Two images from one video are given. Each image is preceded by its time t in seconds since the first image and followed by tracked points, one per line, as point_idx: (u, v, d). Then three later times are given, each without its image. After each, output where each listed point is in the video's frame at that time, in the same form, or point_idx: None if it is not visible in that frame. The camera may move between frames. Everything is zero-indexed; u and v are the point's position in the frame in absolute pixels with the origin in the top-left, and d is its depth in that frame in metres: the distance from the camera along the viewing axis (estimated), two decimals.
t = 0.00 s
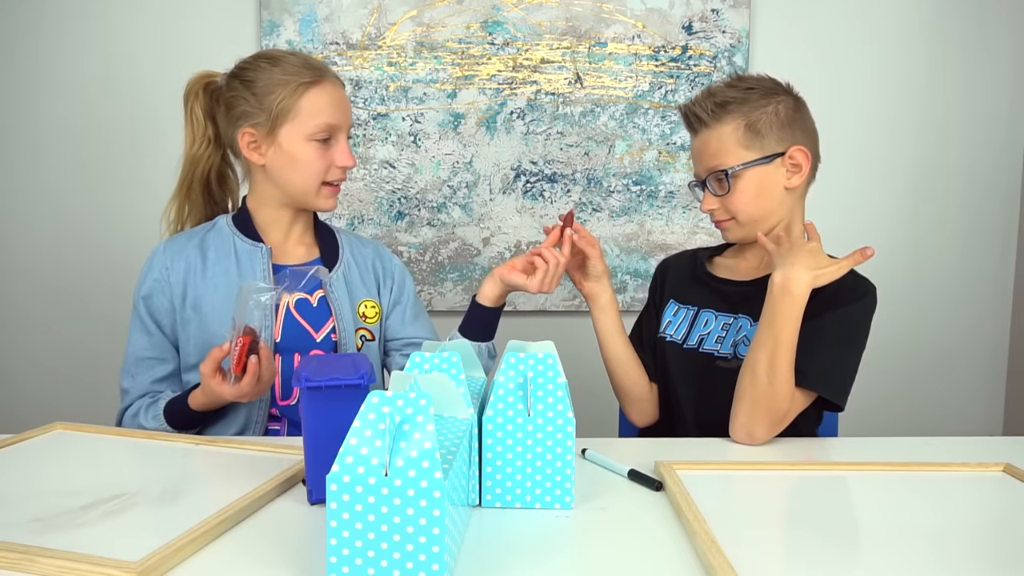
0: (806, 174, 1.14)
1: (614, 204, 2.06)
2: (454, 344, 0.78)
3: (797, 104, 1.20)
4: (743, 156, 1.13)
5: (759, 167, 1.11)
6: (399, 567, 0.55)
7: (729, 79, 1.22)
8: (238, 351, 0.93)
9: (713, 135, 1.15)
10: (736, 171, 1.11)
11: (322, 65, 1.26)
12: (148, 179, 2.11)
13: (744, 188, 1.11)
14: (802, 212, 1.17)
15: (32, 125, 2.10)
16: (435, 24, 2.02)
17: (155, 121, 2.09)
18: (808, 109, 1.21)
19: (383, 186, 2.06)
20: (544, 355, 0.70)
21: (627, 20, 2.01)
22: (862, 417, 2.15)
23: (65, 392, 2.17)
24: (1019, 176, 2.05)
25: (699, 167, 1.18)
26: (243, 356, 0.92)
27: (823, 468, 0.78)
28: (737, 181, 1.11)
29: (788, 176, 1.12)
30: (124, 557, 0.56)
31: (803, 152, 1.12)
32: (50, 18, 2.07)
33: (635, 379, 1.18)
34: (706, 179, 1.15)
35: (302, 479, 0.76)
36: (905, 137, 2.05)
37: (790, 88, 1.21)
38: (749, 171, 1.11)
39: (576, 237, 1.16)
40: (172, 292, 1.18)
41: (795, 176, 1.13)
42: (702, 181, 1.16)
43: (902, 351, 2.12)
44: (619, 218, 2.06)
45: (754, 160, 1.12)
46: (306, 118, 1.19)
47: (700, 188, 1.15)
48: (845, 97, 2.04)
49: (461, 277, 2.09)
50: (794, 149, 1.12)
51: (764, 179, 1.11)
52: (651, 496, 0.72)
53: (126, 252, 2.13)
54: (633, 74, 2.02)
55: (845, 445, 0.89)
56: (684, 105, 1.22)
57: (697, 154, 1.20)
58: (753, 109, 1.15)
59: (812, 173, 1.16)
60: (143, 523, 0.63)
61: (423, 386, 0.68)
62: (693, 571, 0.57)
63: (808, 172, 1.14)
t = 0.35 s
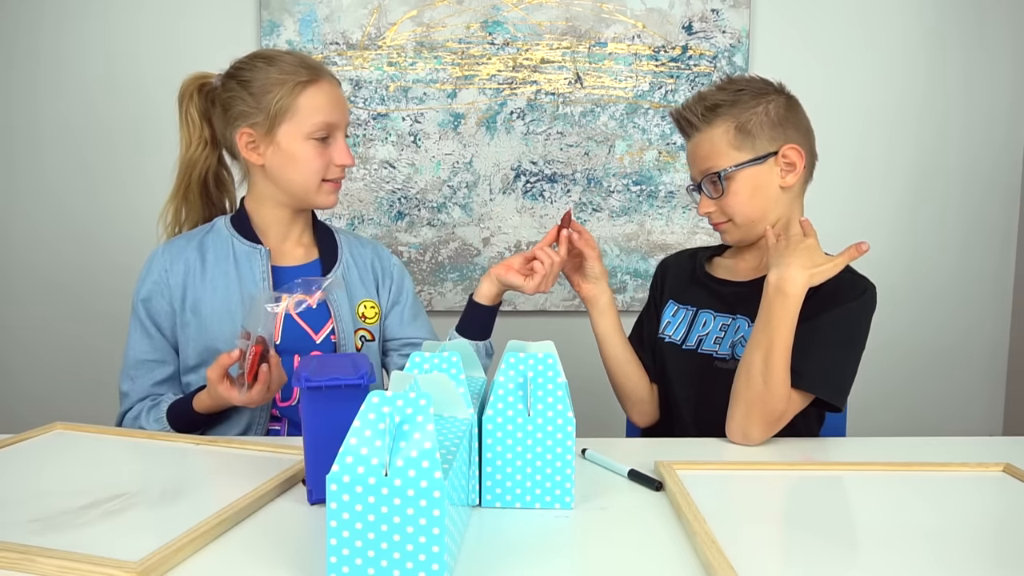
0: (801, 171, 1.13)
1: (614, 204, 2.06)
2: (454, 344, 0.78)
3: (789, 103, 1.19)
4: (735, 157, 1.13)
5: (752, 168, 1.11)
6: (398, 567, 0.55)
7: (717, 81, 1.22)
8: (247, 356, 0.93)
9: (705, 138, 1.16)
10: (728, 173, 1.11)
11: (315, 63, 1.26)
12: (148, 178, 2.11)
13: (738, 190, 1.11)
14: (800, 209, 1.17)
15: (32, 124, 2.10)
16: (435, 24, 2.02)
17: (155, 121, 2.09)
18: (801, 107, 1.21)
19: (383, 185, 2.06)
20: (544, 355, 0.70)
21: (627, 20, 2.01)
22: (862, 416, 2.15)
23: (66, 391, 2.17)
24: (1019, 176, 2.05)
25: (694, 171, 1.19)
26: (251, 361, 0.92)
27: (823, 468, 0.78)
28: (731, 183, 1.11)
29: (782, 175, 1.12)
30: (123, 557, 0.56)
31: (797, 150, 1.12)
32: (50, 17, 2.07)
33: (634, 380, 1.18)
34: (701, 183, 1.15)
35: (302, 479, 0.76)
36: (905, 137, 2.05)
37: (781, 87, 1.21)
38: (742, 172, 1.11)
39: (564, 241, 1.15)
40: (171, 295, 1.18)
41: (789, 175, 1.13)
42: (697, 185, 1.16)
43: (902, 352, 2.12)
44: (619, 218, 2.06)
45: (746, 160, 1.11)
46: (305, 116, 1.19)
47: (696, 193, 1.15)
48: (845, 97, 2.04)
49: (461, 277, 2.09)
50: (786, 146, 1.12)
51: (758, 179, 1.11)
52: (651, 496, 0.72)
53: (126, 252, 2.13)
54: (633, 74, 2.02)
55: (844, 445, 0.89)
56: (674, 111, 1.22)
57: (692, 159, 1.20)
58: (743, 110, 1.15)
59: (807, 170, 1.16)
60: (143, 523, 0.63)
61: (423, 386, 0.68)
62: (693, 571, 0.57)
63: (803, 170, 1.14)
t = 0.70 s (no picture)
0: (805, 171, 1.14)
1: (614, 204, 2.06)
2: (455, 344, 0.79)
3: (789, 103, 1.20)
4: (741, 160, 1.12)
5: (758, 170, 1.11)
6: (398, 567, 0.55)
7: (715, 83, 1.22)
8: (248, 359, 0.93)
9: (708, 142, 1.15)
10: (735, 176, 1.11)
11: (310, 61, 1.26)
12: (147, 178, 2.11)
13: (744, 192, 1.10)
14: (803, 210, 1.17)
15: (32, 125, 2.10)
16: (435, 24, 2.02)
17: (155, 121, 2.09)
18: (800, 106, 1.21)
19: (383, 186, 2.06)
20: (544, 355, 0.70)
21: (627, 20, 2.01)
22: (863, 416, 2.15)
23: (66, 392, 2.17)
24: (1019, 176, 2.05)
25: (697, 175, 1.18)
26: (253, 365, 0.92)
27: (823, 469, 0.78)
28: (737, 185, 1.11)
29: (787, 175, 1.13)
30: (122, 557, 0.56)
31: (801, 150, 1.13)
32: (50, 17, 2.07)
33: (625, 376, 1.19)
34: (707, 187, 1.14)
35: (301, 479, 0.76)
36: (905, 137, 2.05)
37: (780, 88, 1.21)
38: (748, 174, 1.10)
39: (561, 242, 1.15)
40: (171, 296, 1.18)
41: (794, 175, 1.13)
42: (702, 188, 1.16)
43: (902, 352, 2.12)
44: (619, 218, 2.06)
45: (752, 163, 1.11)
46: (299, 115, 1.19)
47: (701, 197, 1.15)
48: (845, 97, 2.04)
49: (461, 277, 2.09)
50: (790, 148, 1.13)
51: (764, 181, 1.11)
52: (651, 496, 0.72)
53: (126, 251, 2.13)
54: (633, 74, 2.02)
55: (844, 445, 0.89)
56: (676, 115, 1.21)
57: (694, 162, 1.20)
58: (745, 113, 1.15)
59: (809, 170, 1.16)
60: (143, 522, 0.63)
61: (423, 386, 0.68)
62: (693, 571, 0.57)
63: (806, 171, 1.14)
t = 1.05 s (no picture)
0: (804, 170, 1.14)
1: (614, 204, 2.06)
2: (454, 344, 0.79)
3: (786, 103, 1.20)
4: (742, 160, 1.12)
5: (759, 170, 1.11)
6: (398, 567, 0.55)
7: (713, 83, 1.22)
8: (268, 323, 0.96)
9: (708, 142, 1.15)
10: (736, 176, 1.11)
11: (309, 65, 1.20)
12: (147, 178, 2.10)
13: (745, 193, 1.10)
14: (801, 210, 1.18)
15: (32, 125, 2.10)
16: (435, 24, 2.02)
17: (154, 122, 2.09)
18: (796, 106, 1.22)
19: (383, 186, 2.06)
20: (544, 355, 0.70)
21: (627, 20, 2.01)
22: (863, 416, 2.15)
23: (66, 392, 2.17)
24: (1019, 176, 2.05)
25: (697, 176, 1.17)
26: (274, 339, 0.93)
27: (823, 469, 0.78)
28: (738, 185, 1.10)
29: (787, 175, 1.13)
30: (122, 557, 0.56)
31: (801, 151, 1.13)
32: (49, 18, 2.07)
33: (628, 379, 1.19)
34: (707, 187, 1.14)
35: (302, 479, 0.76)
36: (904, 137, 2.05)
37: (777, 87, 1.21)
38: (749, 174, 1.10)
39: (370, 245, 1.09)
40: (179, 290, 1.18)
41: (794, 175, 1.13)
42: (702, 188, 1.15)
43: (902, 352, 2.12)
44: (619, 218, 2.06)
45: (753, 163, 1.11)
46: (258, 119, 1.13)
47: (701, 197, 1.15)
48: (844, 97, 2.04)
49: (461, 277, 2.09)
50: (790, 147, 1.13)
51: (764, 181, 1.11)
52: (651, 496, 0.72)
53: (125, 252, 2.13)
54: (633, 74, 2.02)
55: (844, 445, 0.89)
56: (674, 116, 1.21)
57: (693, 163, 1.19)
58: (744, 112, 1.15)
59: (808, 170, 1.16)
60: (143, 523, 0.63)
61: (423, 386, 0.68)
62: (693, 571, 0.57)
63: (805, 170, 1.14)
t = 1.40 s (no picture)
0: (804, 170, 1.14)
1: (615, 204, 2.06)
2: (454, 344, 0.79)
3: (788, 104, 1.20)
4: (741, 159, 1.12)
5: (758, 169, 1.11)
6: (398, 567, 0.55)
7: (715, 83, 1.21)
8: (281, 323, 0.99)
9: (709, 141, 1.15)
10: (735, 175, 1.11)
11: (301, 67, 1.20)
12: (146, 178, 2.10)
13: (744, 192, 1.10)
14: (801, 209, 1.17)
15: (31, 125, 2.10)
16: (435, 24, 2.02)
17: (154, 122, 2.09)
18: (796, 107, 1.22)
19: (383, 186, 2.06)
20: (544, 355, 0.70)
21: (627, 20, 2.01)
22: (863, 416, 2.15)
23: (66, 392, 2.17)
24: (1019, 176, 2.05)
25: (696, 176, 1.18)
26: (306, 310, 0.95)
27: (823, 469, 0.78)
28: (738, 184, 1.11)
29: (786, 174, 1.13)
30: (122, 557, 0.56)
31: (800, 150, 1.13)
32: (49, 18, 2.07)
33: (631, 383, 1.19)
34: (706, 187, 1.14)
35: (301, 479, 0.76)
36: (904, 136, 2.05)
37: (777, 87, 1.21)
38: (748, 173, 1.10)
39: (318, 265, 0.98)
40: (178, 291, 1.18)
41: (793, 175, 1.13)
42: (701, 188, 1.15)
43: (902, 351, 2.12)
44: (619, 218, 2.06)
45: (752, 161, 1.11)
46: (253, 123, 1.13)
47: (700, 196, 1.15)
48: (844, 98, 2.04)
49: (461, 277, 2.09)
50: (790, 147, 1.13)
51: (763, 180, 1.11)
52: (651, 496, 0.72)
53: (124, 251, 2.13)
54: (633, 74, 2.02)
55: (843, 445, 0.89)
56: (673, 116, 1.21)
57: (693, 163, 1.19)
58: (745, 112, 1.15)
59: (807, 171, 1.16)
60: (143, 522, 0.63)
61: (424, 386, 0.68)
62: (693, 571, 0.57)
63: (804, 170, 1.14)
